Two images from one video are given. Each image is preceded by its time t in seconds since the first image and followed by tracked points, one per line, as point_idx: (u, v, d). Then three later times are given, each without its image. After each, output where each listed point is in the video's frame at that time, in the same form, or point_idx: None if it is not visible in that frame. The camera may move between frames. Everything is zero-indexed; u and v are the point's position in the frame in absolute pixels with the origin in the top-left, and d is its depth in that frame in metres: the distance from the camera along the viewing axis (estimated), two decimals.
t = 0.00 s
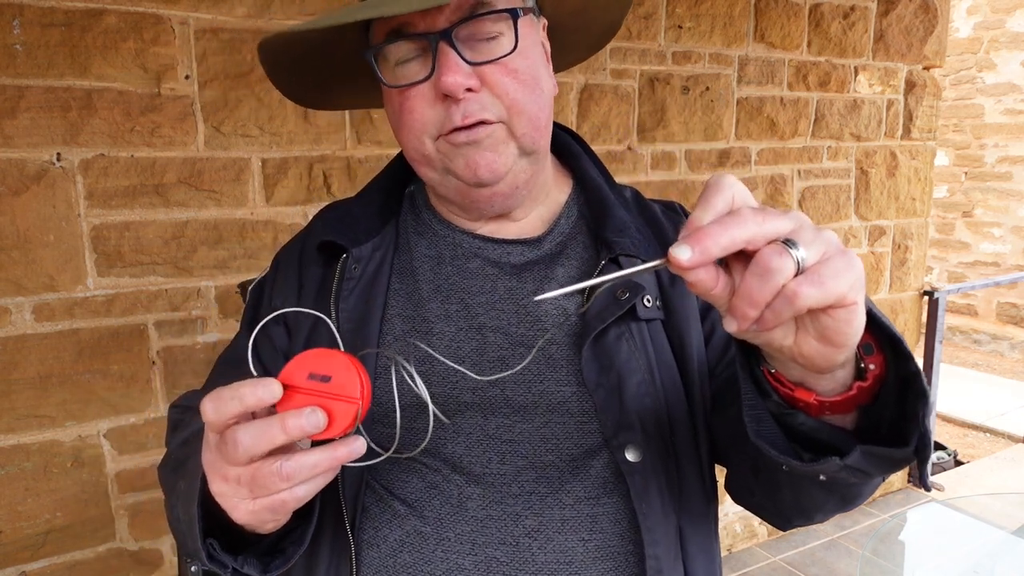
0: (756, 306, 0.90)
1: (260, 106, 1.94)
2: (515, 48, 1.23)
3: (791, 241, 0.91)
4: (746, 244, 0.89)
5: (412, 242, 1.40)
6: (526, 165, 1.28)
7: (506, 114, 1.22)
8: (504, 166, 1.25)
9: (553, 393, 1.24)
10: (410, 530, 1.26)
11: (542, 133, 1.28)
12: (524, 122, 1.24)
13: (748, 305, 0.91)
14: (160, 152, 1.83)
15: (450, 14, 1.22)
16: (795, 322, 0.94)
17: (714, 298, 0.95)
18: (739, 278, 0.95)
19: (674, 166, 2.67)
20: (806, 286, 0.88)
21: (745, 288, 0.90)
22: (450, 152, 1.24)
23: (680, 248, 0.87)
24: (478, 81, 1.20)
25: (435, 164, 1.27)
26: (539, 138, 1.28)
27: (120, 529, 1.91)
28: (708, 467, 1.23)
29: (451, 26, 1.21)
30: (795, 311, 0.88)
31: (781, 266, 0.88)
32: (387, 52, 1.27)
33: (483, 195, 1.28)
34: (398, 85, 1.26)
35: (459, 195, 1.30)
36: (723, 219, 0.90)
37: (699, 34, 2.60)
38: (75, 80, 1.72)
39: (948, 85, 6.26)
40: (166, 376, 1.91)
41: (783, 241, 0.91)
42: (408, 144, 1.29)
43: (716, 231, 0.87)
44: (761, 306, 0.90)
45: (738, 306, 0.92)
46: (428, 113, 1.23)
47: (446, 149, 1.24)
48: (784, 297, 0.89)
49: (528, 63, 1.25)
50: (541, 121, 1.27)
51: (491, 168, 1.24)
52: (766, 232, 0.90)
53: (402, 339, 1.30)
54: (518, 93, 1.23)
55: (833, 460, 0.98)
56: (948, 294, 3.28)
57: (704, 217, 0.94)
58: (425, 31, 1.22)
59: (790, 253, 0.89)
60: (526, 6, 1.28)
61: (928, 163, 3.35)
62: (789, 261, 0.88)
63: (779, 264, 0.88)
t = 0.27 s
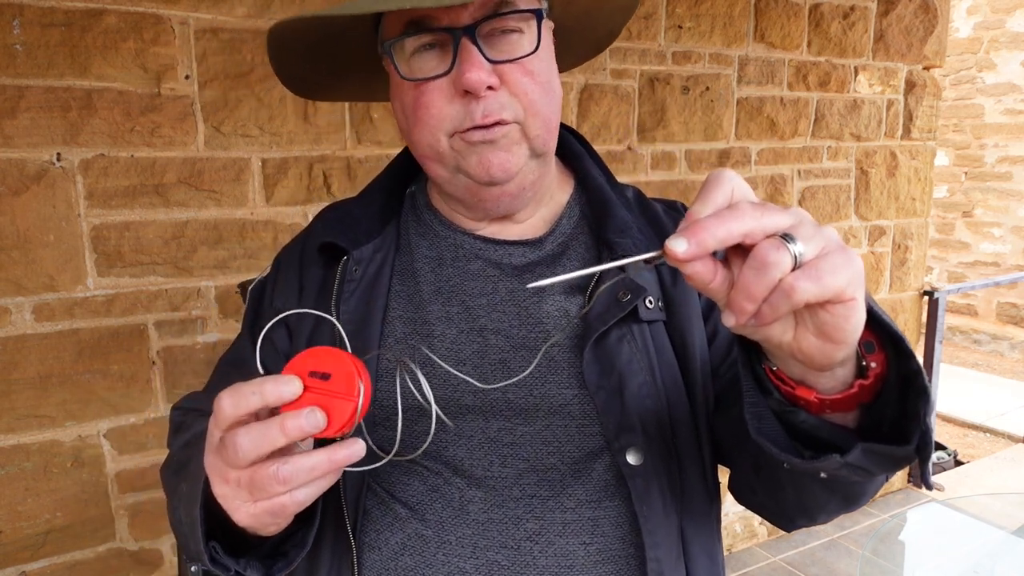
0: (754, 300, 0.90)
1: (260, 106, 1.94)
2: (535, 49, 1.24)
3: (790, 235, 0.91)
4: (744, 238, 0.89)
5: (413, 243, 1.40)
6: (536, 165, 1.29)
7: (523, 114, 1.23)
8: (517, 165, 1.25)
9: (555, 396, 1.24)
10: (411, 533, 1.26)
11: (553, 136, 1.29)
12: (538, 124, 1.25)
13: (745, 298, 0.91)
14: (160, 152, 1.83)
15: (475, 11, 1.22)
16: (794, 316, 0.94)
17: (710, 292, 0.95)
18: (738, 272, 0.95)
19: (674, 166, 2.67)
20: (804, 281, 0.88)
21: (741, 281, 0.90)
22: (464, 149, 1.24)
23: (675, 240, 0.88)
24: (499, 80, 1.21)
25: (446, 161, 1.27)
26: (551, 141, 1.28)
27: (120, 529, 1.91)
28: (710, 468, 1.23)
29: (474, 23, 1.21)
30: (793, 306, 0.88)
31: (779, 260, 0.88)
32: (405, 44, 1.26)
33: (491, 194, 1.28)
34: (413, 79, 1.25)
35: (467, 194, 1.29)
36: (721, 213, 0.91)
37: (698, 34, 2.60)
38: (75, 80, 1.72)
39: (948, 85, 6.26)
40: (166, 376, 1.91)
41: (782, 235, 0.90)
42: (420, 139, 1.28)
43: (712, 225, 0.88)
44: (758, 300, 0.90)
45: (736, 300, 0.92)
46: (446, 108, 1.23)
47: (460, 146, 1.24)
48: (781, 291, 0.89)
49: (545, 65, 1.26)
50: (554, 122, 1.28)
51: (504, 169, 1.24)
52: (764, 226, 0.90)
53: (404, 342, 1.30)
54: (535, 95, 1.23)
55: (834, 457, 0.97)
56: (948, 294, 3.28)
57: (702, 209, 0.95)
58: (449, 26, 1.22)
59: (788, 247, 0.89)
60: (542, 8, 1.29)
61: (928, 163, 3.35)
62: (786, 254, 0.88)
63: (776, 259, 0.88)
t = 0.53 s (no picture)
0: (750, 288, 0.90)
1: (260, 106, 1.94)
2: (539, 49, 1.24)
3: (786, 224, 0.91)
4: (741, 226, 0.91)
5: (414, 243, 1.40)
6: (539, 165, 1.28)
7: (527, 114, 1.23)
8: (520, 165, 1.25)
9: (556, 396, 1.24)
10: (411, 533, 1.26)
11: (557, 136, 1.29)
12: (543, 124, 1.25)
13: (740, 287, 0.91)
14: (160, 152, 1.83)
15: (479, 10, 1.21)
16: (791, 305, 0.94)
17: (706, 280, 0.95)
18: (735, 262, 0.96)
19: (674, 166, 2.67)
20: (799, 269, 0.87)
21: (737, 270, 0.91)
22: (466, 149, 1.24)
23: (673, 225, 0.90)
24: (502, 80, 1.21)
25: (448, 161, 1.27)
26: (555, 141, 1.28)
27: (120, 529, 1.91)
28: (711, 468, 1.23)
29: (478, 22, 1.21)
30: (788, 294, 0.88)
31: (774, 247, 0.88)
32: (407, 43, 1.26)
33: (493, 194, 1.28)
34: (416, 79, 1.25)
35: (469, 194, 1.30)
36: (718, 201, 0.92)
37: (699, 34, 2.60)
38: (75, 80, 1.72)
39: (948, 85, 6.26)
40: (166, 376, 1.90)
41: (778, 224, 0.91)
42: (422, 139, 1.28)
43: (709, 211, 0.90)
44: (754, 288, 0.90)
45: (733, 288, 0.91)
46: (448, 108, 1.23)
47: (463, 145, 1.24)
48: (775, 279, 0.89)
49: (548, 64, 1.26)
50: (558, 122, 1.28)
51: (507, 169, 1.24)
52: (761, 215, 0.91)
53: (405, 342, 1.30)
54: (539, 95, 1.23)
55: (832, 449, 0.97)
56: (948, 294, 3.28)
57: (700, 197, 0.96)
58: (452, 25, 1.22)
59: (784, 235, 0.89)
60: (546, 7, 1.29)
61: (928, 163, 3.35)
62: (782, 242, 0.89)
63: (771, 246, 0.89)
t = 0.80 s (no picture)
0: (744, 323, 0.91)
1: (260, 106, 1.94)
2: (535, 47, 1.24)
3: (776, 258, 0.90)
4: (731, 265, 0.90)
5: (413, 244, 1.40)
6: (537, 164, 1.29)
7: (524, 112, 1.23)
8: (518, 164, 1.25)
9: (555, 395, 1.24)
10: (410, 531, 1.26)
11: (555, 135, 1.29)
12: (540, 122, 1.25)
13: (735, 321, 0.91)
14: (160, 152, 1.83)
15: (475, 9, 1.22)
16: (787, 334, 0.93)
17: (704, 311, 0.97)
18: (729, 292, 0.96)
19: (674, 166, 2.67)
20: (792, 304, 0.88)
21: (731, 306, 0.91)
22: (465, 148, 1.24)
23: (663, 274, 0.89)
24: (499, 78, 1.21)
25: (447, 160, 1.27)
26: (552, 140, 1.29)
27: (120, 529, 1.91)
28: (710, 468, 1.23)
29: (475, 21, 1.22)
30: (783, 329, 0.89)
31: (766, 285, 0.88)
32: (405, 43, 1.26)
33: (492, 194, 1.28)
34: (414, 78, 1.25)
35: (468, 194, 1.30)
36: (707, 241, 0.91)
37: (699, 34, 2.60)
38: (75, 80, 1.72)
39: (948, 85, 6.26)
40: (166, 376, 1.90)
41: (768, 259, 0.91)
42: (420, 139, 1.28)
43: (699, 257, 0.89)
44: (748, 322, 0.90)
45: (726, 322, 0.92)
46: (446, 107, 1.23)
47: (461, 145, 1.24)
48: (770, 314, 0.89)
49: (545, 63, 1.26)
50: (556, 121, 1.28)
51: (506, 168, 1.24)
52: (752, 252, 0.91)
53: (404, 342, 1.30)
54: (536, 93, 1.23)
55: (825, 463, 0.98)
56: (948, 294, 3.28)
57: (689, 235, 0.96)
58: (448, 24, 1.22)
59: (775, 271, 0.89)
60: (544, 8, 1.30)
61: (928, 163, 3.35)
62: (774, 279, 0.88)
63: (763, 284, 0.88)
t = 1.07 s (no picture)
0: (743, 316, 0.91)
1: (260, 106, 1.94)
2: (530, 45, 1.24)
3: (774, 251, 0.91)
4: (730, 257, 0.90)
5: (411, 243, 1.40)
6: (533, 163, 1.28)
7: (518, 109, 1.23)
8: (513, 162, 1.25)
9: (553, 394, 1.24)
10: (409, 530, 1.26)
11: (551, 133, 1.29)
12: (535, 119, 1.24)
13: (733, 314, 0.91)
14: (160, 152, 1.83)
15: (468, 7, 1.22)
16: (783, 328, 0.94)
17: (703, 306, 0.97)
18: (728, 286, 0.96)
19: (673, 166, 2.67)
20: (790, 296, 0.88)
21: (729, 298, 0.91)
22: (461, 147, 1.24)
23: (663, 264, 0.89)
24: (493, 75, 1.21)
25: (443, 158, 1.27)
26: (547, 139, 1.28)
27: (120, 529, 1.91)
28: (707, 467, 1.23)
29: (468, 18, 1.22)
30: (780, 321, 0.89)
31: (765, 277, 0.88)
32: (400, 40, 1.27)
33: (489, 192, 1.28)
34: (409, 75, 1.25)
35: (465, 193, 1.30)
36: (706, 234, 0.92)
37: (699, 34, 2.60)
38: (75, 80, 1.72)
39: (948, 85, 6.26)
40: (166, 376, 1.91)
41: (767, 252, 0.91)
42: (416, 136, 1.28)
43: (699, 249, 0.89)
44: (747, 315, 0.91)
45: (725, 315, 0.92)
46: (441, 105, 1.23)
47: (456, 141, 1.24)
48: (768, 307, 0.89)
49: (540, 61, 1.26)
50: (549, 119, 1.28)
51: (502, 166, 1.24)
52: (751, 245, 0.91)
53: (402, 341, 1.30)
54: (531, 90, 1.23)
55: (822, 460, 0.98)
56: (948, 294, 3.28)
57: (689, 227, 0.96)
58: (442, 22, 1.22)
59: (773, 263, 0.89)
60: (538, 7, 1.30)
61: (928, 163, 3.35)
62: (772, 272, 0.89)
63: (762, 276, 0.88)
